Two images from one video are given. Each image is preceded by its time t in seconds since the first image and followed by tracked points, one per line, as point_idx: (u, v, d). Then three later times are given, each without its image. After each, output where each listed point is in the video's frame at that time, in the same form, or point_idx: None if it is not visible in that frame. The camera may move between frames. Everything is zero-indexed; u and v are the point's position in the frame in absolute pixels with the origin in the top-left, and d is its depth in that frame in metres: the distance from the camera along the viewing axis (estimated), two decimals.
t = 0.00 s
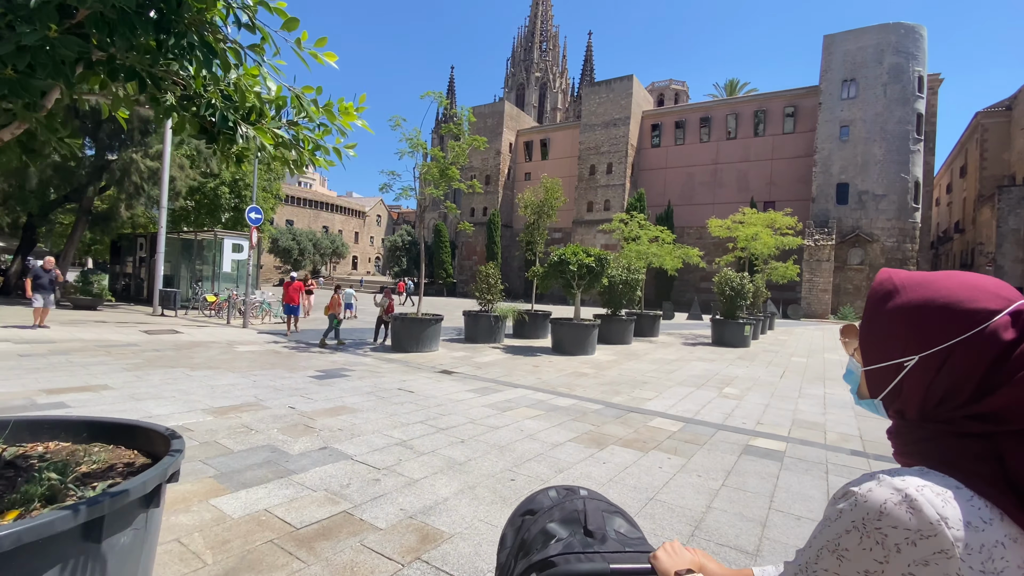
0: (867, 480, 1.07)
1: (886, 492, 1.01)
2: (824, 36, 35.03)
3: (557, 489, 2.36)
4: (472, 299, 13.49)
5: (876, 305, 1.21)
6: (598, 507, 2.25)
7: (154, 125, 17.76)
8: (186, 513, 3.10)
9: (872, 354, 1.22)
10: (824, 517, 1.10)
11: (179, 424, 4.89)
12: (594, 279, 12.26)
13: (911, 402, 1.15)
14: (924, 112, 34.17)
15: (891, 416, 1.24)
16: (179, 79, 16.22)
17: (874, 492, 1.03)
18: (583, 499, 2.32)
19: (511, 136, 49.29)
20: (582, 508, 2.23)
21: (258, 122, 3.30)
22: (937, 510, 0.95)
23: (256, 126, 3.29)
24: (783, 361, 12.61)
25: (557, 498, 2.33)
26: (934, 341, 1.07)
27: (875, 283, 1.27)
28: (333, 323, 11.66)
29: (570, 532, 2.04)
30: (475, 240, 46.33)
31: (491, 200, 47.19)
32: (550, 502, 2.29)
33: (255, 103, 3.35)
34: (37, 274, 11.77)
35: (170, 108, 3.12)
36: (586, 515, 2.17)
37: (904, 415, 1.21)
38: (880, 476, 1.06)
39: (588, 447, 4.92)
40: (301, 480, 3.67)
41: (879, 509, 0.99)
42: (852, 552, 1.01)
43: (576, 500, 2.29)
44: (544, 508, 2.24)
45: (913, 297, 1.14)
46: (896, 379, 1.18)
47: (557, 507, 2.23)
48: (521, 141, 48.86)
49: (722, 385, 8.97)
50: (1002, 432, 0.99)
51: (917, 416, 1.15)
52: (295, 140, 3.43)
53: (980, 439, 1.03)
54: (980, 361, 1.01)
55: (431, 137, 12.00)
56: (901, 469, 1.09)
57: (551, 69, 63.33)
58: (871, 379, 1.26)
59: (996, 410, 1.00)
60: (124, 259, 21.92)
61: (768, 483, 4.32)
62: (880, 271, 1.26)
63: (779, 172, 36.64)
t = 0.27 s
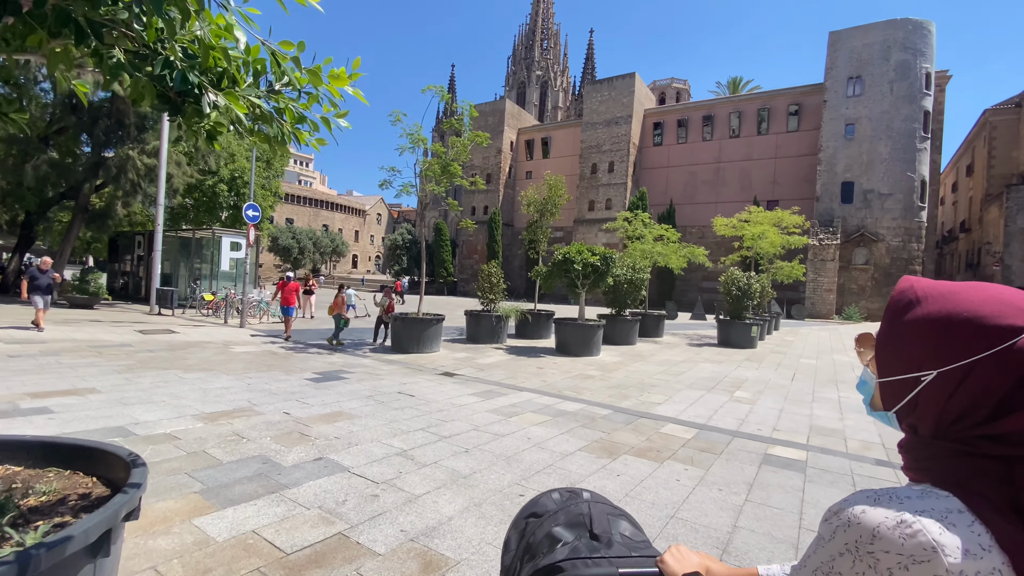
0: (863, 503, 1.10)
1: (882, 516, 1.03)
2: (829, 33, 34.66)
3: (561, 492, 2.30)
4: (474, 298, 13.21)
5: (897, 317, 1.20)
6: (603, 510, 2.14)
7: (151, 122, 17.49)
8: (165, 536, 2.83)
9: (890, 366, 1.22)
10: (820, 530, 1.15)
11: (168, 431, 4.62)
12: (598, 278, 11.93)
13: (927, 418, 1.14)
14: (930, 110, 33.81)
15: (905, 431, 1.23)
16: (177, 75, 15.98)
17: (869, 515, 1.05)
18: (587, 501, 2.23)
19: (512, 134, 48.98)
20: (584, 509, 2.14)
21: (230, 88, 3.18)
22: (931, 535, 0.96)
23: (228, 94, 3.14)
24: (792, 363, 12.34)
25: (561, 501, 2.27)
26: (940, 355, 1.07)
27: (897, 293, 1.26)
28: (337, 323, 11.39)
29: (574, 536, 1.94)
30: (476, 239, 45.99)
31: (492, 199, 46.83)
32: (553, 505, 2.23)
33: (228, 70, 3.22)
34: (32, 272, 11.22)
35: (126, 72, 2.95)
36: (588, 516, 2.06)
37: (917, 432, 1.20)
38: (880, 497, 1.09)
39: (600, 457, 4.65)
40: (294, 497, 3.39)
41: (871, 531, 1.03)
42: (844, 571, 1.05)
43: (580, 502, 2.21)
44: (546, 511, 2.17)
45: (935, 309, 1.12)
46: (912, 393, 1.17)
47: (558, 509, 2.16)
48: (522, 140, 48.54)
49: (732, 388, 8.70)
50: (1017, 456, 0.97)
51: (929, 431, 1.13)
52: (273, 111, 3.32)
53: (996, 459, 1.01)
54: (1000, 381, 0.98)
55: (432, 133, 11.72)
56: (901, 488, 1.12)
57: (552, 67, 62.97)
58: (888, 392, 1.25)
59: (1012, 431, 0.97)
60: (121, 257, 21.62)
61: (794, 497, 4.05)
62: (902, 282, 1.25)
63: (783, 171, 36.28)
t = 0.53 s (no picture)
0: (874, 499, 1.09)
1: (894, 512, 1.02)
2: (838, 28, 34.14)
3: (556, 491, 2.35)
4: (478, 297, 12.94)
5: (910, 309, 1.21)
6: (597, 507, 2.18)
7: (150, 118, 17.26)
8: (139, 561, 2.56)
9: (907, 358, 1.22)
10: (827, 525, 1.15)
11: (154, 438, 4.34)
12: (606, 277, 11.50)
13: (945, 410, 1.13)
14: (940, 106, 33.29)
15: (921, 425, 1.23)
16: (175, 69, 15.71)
17: (879, 511, 1.05)
18: (582, 500, 2.27)
19: (516, 131, 48.62)
20: (578, 507, 2.17)
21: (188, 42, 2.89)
22: (948, 532, 0.95)
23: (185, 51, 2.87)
24: (803, 363, 12.03)
25: (557, 500, 2.31)
26: (952, 347, 1.08)
27: (908, 285, 1.27)
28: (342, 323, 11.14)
29: (570, 534, 1.98)
30: (479, 237, 45.67)
31: (495, 196, 46.51)
32: (549, 504, 2.27)
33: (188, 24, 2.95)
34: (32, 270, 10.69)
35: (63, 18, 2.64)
36: (582, 514, 2.11)
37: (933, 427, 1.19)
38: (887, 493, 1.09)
39: (613, 467, 4.38)
40: (286, 515, 3.11)
41: (879, 528, 1.02)
42: (852, 564, 1.04)
43: (575, 501, 2.25)
44: (541, 510, 2.21)
45: (950, 300, 1.13)
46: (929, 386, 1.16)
47: (554, 508, 2.20)
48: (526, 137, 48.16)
49: (745, 391, 8.41)
50: None
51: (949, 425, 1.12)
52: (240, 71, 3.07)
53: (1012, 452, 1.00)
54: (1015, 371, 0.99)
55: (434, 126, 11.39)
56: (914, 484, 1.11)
57: (556, 64, 62.53)
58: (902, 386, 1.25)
59: None
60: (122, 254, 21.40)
61: (825, 513, 3.76)
62: (914, 275, 1.26)
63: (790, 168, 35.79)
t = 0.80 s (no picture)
0: (882, 503, 1.07)
1: (901, 519, 1.00)
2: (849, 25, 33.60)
3: (550, 481, 2.10)
4: (483, 295, 12.64)
5: (924, 300, 1.16)
6: (593, 497, 1.94)
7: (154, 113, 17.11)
8: None
9: (919, 354, 1.18)
10: (829, 529, 1.12)
11: (139, 442, 4.05)
12: (615, 275, 11.15)
13: (960, 409, 1.09)
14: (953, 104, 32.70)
15: (932, 423, 1.19)
16: (177, 64, 15.48)
17: (886, 517, 1.03)
18: (576, 489, 2.03)
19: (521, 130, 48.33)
20: (573, 496, 1.94)
21: None
22: (958, 542, 0.93)
23: None
24: (818, 365, 11.66)
25: (550, 491, 2.07)
26: (972, 344, 1.03)
27: (923, 274, 1.21)
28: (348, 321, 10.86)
29: (562, 525, 1.75)
30: (484, 236, 45.38)
31: (500, 195, 46.17)
32: (542, 495, 2.03)
33: None
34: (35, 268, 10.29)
35: None
36: (577, 504, 1.87)
37: (945, 425, 1.15)
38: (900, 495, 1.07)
39: (630, 478, 4.07)
40: (275, 532, 2.80)
41: (892, 534, 1.00)
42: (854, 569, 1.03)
43: (569, 490, 2.01)
44: (534, 501, 1.97)
45: (970, 290, 1.08)
46: (943, 382, 1.12)
47: (546, 497, 1.96)
48: (531, 136, 47.83)
49: (762, 395, 8.07)
50: None
51: (964, 424, 1.08)
52: None
53: None
54: None
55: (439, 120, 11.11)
56: (926, 488, 1.09)
57: (562, 63, 62.23)
58: (914, 382, 1.22)
59: None
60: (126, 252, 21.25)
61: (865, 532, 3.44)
62: (929, 264, 1.21)
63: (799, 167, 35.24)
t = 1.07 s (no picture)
0: (910, 502, 1.03)
1: (933, 520, 0.95)
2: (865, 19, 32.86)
3: (546, 490, 2.17)
4: (491, 295, 12.36)
5: (953, 290, 1.13)
6: (590, 507, 2.03)
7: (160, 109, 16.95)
8: None
9: (952, 347, 1.13)
10: (850, 527, 1.08)
11: (124, 452, 3.78)
12: (627, 275, 10.78)
13: (994, 406, 1.05)
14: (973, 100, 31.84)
15: (960, 420, 1.16)
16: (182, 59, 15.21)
17: (915, 516, 0.98)
18: (573, 499, 2.11)
19: (530, 127, 47.94)
20: (570, 506, 2.03)
21: None
22: (993, 541, 0.88)
23: None
24: (838, 369, 11.25)
25: (546, 498, 2.15)
26: (1008, 337, 0.99)
27: (951, 263, 1.18)
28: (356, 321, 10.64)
29: (562, 537, 1.83)
30: (492, 234, 45.11)
31: (508, 193, 45.82)
32: (538, 503, 2.10)
33: None
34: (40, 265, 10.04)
35: None
36: (574, 514, 1.96)
37: (974, 421, 1.12)
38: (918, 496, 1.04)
39: (652, 496, 3.75)
40: (259, 565, 2.49)
41: (904, 535, 0.97)
42: (875, 567, 0.99)
43: (566, 499, 2.09)
44: (531, 510, 2.04)
45: (1004, 280, 1.04)
46: (976, 377, 1.08)
47: (544, 506, 2.04)
48: (539, 133, 47.43)
49: (783, 401, 7.69)
50: None
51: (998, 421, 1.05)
52: None
53: None
54: None
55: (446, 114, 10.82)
56: (958, 487, 1.05)
57: (570, 61, 61.75)
58: (945, 377, 1.18)
59: None
60: (133, 249, 21.18)
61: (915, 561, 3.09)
62: (958, 253, 1.17)
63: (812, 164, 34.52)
